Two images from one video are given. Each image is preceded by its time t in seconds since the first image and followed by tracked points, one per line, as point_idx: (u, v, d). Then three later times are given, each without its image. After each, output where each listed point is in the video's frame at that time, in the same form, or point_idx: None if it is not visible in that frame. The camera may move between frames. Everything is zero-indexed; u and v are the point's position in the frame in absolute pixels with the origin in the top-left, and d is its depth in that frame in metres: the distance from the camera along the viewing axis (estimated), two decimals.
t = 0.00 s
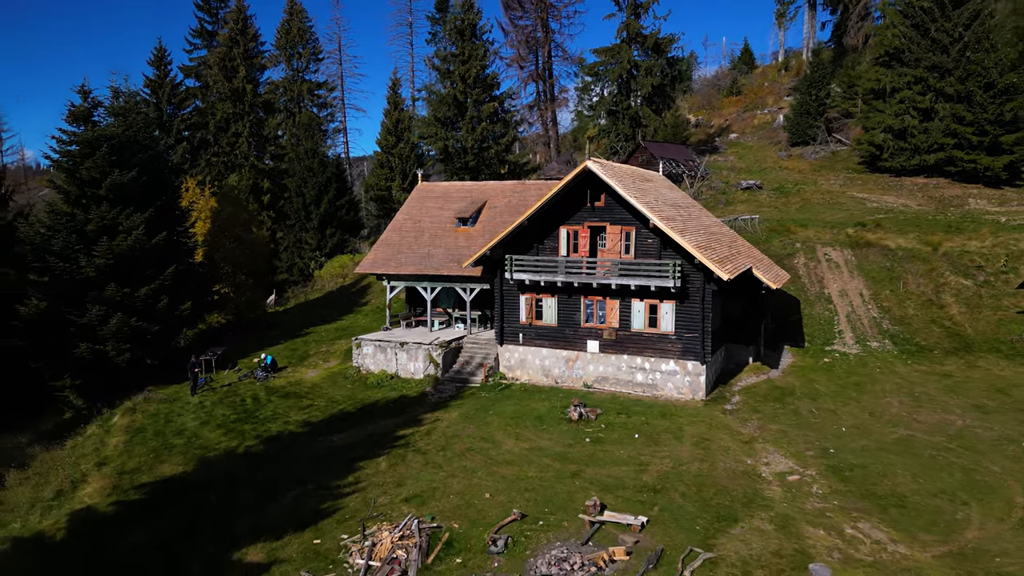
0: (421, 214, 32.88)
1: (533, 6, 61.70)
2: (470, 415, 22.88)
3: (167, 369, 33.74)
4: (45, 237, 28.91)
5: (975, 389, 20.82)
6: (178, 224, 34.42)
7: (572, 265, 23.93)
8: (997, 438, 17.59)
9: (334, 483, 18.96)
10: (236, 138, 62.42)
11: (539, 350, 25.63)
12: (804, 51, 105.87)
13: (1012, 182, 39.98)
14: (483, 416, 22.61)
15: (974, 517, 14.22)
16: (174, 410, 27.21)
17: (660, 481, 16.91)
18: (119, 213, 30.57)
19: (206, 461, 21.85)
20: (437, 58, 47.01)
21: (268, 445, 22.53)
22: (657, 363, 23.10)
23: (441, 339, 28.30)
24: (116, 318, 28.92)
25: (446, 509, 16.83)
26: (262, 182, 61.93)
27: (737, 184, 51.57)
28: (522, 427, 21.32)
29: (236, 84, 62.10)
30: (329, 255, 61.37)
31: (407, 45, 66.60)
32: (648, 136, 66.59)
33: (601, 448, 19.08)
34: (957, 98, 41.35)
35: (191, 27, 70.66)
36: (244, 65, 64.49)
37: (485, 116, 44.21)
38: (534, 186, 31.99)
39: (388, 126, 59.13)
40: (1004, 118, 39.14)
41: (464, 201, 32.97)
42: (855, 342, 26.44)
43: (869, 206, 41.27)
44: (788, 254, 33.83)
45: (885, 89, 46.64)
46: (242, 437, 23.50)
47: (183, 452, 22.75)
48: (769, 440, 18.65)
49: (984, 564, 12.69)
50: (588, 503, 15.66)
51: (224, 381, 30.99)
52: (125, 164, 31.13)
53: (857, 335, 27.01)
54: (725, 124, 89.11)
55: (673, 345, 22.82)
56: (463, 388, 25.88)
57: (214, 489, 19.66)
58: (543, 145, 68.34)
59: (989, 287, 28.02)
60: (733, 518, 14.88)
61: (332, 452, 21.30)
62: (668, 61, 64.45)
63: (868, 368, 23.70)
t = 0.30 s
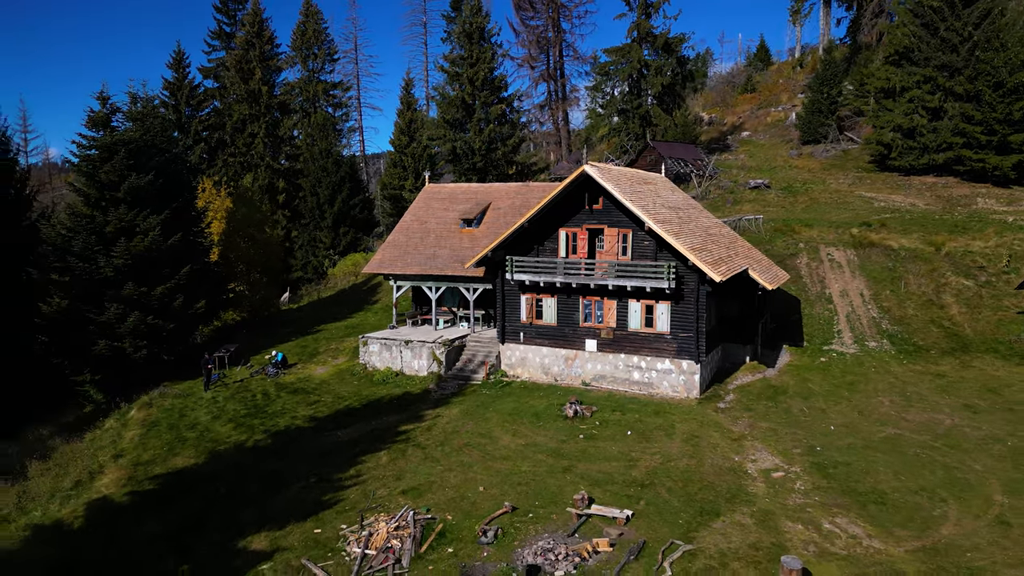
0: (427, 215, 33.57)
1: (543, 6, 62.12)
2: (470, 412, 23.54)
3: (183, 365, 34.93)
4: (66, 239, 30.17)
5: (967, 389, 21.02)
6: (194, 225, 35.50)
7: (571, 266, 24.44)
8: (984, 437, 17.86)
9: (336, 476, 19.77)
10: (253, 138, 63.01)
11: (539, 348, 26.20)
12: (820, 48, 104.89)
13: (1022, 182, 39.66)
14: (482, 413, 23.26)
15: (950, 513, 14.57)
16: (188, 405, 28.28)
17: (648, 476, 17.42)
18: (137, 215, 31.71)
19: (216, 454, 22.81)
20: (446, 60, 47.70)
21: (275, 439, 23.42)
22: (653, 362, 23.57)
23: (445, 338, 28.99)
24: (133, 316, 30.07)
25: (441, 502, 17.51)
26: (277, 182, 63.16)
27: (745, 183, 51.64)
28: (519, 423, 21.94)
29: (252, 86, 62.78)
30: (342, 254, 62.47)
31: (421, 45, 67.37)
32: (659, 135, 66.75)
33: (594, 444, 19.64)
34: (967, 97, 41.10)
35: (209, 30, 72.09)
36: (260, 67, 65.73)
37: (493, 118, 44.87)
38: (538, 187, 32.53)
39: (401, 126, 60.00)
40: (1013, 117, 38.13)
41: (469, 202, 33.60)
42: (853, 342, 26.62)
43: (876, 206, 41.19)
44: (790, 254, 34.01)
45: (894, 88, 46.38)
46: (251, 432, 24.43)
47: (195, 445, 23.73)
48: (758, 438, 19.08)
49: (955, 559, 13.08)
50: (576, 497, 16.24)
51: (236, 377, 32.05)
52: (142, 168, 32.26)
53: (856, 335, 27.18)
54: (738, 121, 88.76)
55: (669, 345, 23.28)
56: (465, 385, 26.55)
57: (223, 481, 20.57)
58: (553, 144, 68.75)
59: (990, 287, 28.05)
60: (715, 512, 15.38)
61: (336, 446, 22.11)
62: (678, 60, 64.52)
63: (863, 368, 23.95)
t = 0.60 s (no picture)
0: (432, 216, 34.28)
1: (553, 7, 62.51)
2: (469, 408, 24.20)
3: (196, 361, 36.04)
4: (85, 240, 31.32)
5: (958, 389, 21.29)
6: (207, 226, 36.57)
7: (569, 267, 24.97)
8: (969, 436, 18.20)
9: (338, 469, 20.55)
10: (267, 139, 64.14)
11: (539, 347, 26.73)
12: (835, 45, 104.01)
13: None
14: (481, 409, 23.91)
15: (927, 510, 14.97)
16: (200, 400, 29.28)
17: (637, 472, 17.94)
18: (152, 217, 32.80)
19: (225, 448, 23.72)
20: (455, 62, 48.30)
21: (281, 434, 24.28)
22: (648, 360, 24.07)
23: (447, 336, 29.72)
24: (149, 314, 31.18)
25: (436, 494, 18.20)
26: (290, 182, 64.25)
27: (752, 182, 51.72)
28: (515, 420, 22.56)
29: (266, 87, 63.86)
30: (354, 253, 63.44)
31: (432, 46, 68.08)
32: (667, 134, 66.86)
33: (587, 441, 20.20)
34: (974, 97, 41.00)
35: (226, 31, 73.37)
36: (274, 69, 66.75)
37: (499, 120, 45.48)
38: (541, 189, 33.13)
39: (411, 126, 60.79)
40: (1019, 117, 38.79)
41: (473, 204, 34.26)
42: (850, 342, 26.89)
43: (881, 206, 41.18)
44: (791, 254, 34.21)
45: (902, 88, 46.17)
46: (259, 426, 25.33)
47: (206, 439, 24.68)
48: (747, 435, 19.52)
49: (927, 553, 13.50)
50: (565, 491, 16.83)
51: (247, 373, 33.02)
52: (157, 171, 33.35)
53: (853, 335, 27.45)
54: (749, 119, 88.40)
55: (664, 344, 23.77)
56: (466, 382, 27.23)
57: (231, 473, 21.45)
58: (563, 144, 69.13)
59: (989, 288, 28.16)
60: (699, 507, 15.90)
61: (339, 441, 22.90)
62: (687, 60, 64.60)
63: (857, 367, 24.25)
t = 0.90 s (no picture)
0: (438, 217, 35.00)
1: (563, 8, 62.90)
2: (469, 405, 24.85)
3: (209, 358, 37.06)
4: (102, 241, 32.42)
5: (949, 389, 21.54)
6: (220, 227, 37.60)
7: (567, 269, 25.49)
8: (955, 435, 18.53)
9: (341, 463, 21.34)
10: (281, 140, 65.15)
11: (539, 346, 27.25)
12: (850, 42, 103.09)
13: None
14: (481, 406, 24.56)
15: (906, 506, 15.35)
16: (212, 396, 30.28)
17: (627, 468, 18.46)
18: (167, 218, 33.81)
19: (234, 442, 24.64)
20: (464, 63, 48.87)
21: (288, 429, 25.13)
22: (645, 359, 24.54)
23: (451, 335, 30.41)
24: (164, 312, 32.20)
25: (433, 488, 18.88)
26: (303, 182, 65.16)
27: (759, 182, 51.79)
28: (513, 416, 23.18)
29: (280, 88, 64.85)
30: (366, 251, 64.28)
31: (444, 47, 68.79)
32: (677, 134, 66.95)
33: (581, 437, 20.76)
34: (982, 97, 40.85)
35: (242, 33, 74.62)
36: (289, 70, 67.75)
37: (506, 121, 46.07)
38: (544, 191, 33.68)
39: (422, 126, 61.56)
40: None
41: (478, 205, 34.91)
42: (847, 342, 27.14)
43: (887, 206, 41.17)
44: (793, 255, 34.40)
45: (911, 88, 45.88)
46: (267, 422, 26.20)
47: (216, 433, 25.61)
48: (737, 433, 19.94)
49: (902, 548, 13.91)
50: (555, 485, 17.43)
51: (258, 370, 33.98)
52: (172, 174, 34.39)
53: (851, 335, 27.69)
54: (761, 117, 88.02)
55: (660, 344, 24.23)
56: (468, 380, 27.90)
57: (238, 466, 22.33)
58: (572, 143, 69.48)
59: (989, 289, 28.25)
60: (684, 502, 16.41)
61: (343, 436, 23.69)
62: (696, 59, 64.66)
63: (851, 367, 24.55)
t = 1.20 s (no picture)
0: (444, 218, 35.67)
1: (573, 8, 63.19)
2: (469, 402, 25.52)
3: (222, 354, 38.08)
4: (119, 241, 33.47)
5: (941, 389, 21.80)
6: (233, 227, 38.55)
7: (566, 269, 25.95)
8: (942, 435, 18.85)
9: (344, 457, 22.13)
10: (295, 140, 66.03)
11: (539, 344, 27.74)
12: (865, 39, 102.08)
13: None
14: (480, 403, 25.22)
15: (886, 503, 15.75)
16: (223, 391, 31.27)
17: (617, 464, 19.01)
18: (182, 219, 34.75)
19: (243, 436, 25.54)
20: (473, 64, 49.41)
21: (295, 424, 25.99)
22: (641, 358, 25.01)
23: (454, 333, 31.10)
24: (178, 310, 33.17)
25: (430, 481, 19.58)
26: (316, 181, 65.95)
27: (766, 181, 51.74)
28: (511, 413, 23.81)
29: (294, 90, 65.78)
30: (379, 249, 64.95)
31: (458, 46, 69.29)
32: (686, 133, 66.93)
33: (575, 434, 21.33)
34: (990, 97, 40.67)
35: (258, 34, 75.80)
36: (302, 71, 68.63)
37: (513, 122, 46.61)
38: (547, 192, 34.20)
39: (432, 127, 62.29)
40: None
41: (483, 206, 35.53)
42: (845, 342, 27.38)
43: (893, 206, 41.08)
44: (794, 254, 34.59)
45: (919, 87, 45.72)
46: (275, 417, 27.09)
47: (226, 427, 26.54)
48: (727, 431, 20.39)
49: (878, 543, 14.34)
50: (547, 480, 18.03)
51: (268, 366, 34.94)
52: (186, 176, 35.35)
53: (848, 335, 27.91)
54: (773, 115, 87.54)
55: (655, 343, 24.68)
56: (469, 377, 28.59)
57: (247, 459, 23.22)
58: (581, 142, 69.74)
59: (989, 289, 28.32)
60: (670, 496, 16.93)
61: (347, 431, 24.48)
62: (705, 59, 64.63)
63: (846, 367, 24.83)
